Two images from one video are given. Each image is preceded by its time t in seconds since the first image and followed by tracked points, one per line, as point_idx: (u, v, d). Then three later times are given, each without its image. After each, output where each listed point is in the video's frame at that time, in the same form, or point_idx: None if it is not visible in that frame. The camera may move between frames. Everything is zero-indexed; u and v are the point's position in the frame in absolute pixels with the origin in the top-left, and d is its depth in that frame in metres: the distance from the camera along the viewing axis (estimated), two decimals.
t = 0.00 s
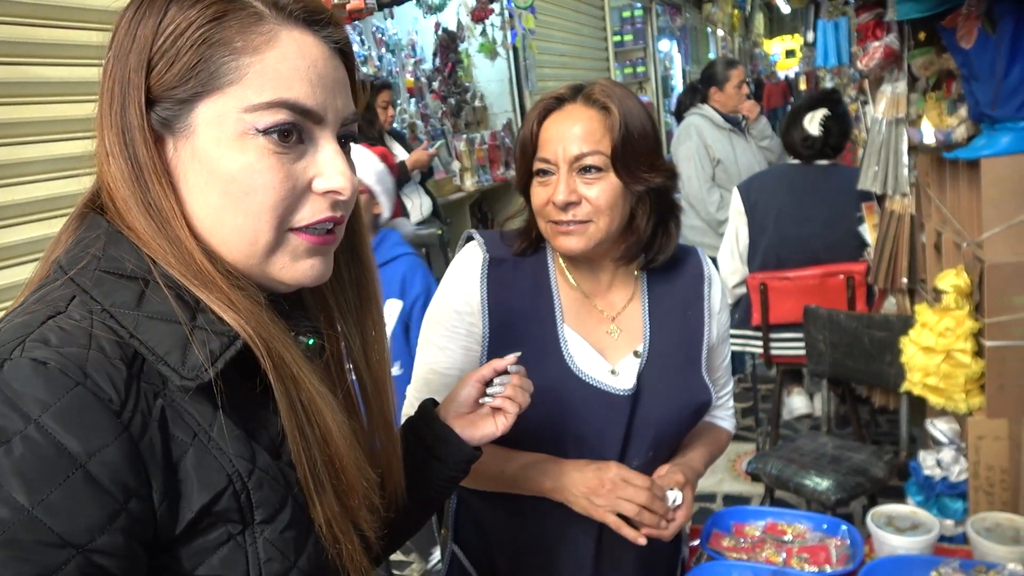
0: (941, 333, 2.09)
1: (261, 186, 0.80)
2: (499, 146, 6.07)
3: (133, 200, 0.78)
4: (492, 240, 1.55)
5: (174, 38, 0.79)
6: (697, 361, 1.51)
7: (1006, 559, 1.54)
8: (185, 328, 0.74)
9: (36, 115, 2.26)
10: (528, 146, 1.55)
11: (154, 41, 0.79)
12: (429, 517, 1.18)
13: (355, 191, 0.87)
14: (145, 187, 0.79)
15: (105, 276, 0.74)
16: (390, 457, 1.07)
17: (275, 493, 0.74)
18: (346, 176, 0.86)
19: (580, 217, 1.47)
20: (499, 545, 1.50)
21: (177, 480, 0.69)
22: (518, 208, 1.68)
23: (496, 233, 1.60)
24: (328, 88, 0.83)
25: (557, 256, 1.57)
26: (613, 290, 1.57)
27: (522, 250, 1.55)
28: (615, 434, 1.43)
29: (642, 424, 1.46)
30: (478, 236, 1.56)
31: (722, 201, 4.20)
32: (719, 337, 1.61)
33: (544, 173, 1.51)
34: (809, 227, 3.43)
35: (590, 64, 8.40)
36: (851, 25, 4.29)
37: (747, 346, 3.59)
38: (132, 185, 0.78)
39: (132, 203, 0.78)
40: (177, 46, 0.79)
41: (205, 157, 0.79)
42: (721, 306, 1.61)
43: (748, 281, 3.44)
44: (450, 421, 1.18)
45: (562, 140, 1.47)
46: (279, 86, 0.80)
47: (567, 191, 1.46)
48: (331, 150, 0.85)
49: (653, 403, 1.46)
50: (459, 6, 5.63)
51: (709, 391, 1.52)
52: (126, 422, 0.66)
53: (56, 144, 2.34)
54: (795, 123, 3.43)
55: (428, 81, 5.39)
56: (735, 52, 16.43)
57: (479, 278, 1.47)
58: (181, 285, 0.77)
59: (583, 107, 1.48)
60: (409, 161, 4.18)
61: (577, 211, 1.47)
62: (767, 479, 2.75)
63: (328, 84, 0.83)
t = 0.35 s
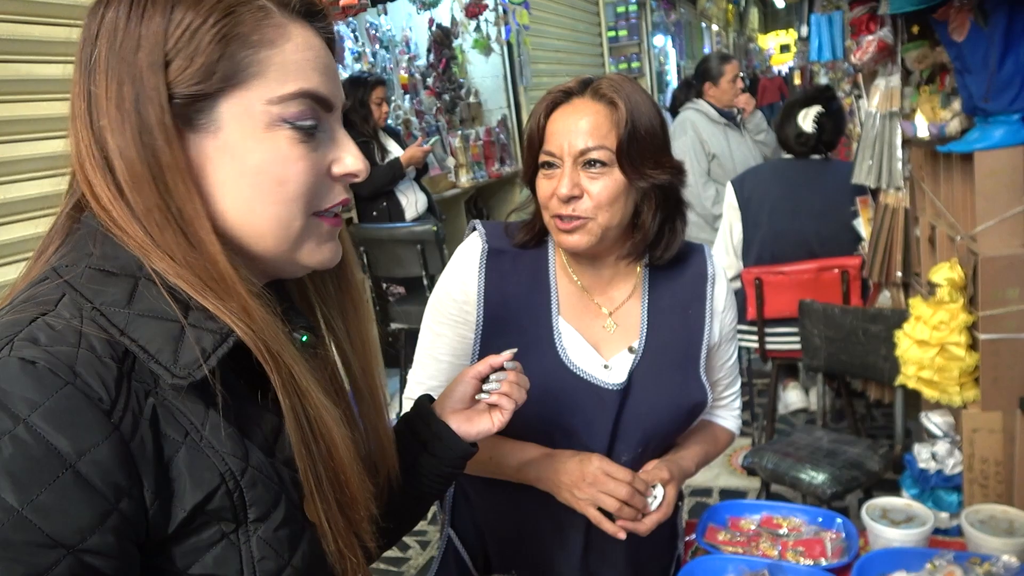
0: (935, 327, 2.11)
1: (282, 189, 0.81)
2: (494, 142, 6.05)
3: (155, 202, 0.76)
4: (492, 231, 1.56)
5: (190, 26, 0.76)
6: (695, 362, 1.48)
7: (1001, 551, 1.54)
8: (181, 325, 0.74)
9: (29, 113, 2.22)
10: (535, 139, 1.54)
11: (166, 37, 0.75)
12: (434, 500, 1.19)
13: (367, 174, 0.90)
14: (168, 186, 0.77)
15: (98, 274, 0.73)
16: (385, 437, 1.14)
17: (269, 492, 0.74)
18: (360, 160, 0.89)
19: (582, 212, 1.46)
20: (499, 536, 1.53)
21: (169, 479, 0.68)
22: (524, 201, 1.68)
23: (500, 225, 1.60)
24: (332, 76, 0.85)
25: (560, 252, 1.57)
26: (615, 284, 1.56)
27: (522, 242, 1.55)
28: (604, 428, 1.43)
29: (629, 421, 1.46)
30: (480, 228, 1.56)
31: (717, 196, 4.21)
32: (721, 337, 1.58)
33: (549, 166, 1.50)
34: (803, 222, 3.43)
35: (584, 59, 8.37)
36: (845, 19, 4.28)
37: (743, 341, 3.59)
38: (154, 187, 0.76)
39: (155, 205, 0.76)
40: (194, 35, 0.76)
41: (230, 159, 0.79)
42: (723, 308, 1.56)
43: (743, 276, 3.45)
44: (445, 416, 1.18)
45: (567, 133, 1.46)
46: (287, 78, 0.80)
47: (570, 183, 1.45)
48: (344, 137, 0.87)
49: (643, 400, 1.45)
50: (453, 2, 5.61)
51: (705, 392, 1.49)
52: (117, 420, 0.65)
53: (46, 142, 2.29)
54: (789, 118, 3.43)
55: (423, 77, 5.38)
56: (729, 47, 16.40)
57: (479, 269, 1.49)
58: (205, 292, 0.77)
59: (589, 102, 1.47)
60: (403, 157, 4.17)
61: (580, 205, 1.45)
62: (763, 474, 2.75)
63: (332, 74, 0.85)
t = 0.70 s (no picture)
0: (935, 323, 2.11)
1: (313, 159, 0.88)
2: (493, 139, 6.04)
3: (216, 188, 0.77)
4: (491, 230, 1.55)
5: (220, 9, 0.77)
6: (698, 347, 1.51)
7: (1001, 547, 1.55)
8: (182, 321, 0.74)
9: None
10: (529, 153, 1.51)
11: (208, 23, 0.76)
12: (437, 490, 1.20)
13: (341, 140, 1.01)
14: (227, 169, 0.77)
15: (100, 269, 0.74)
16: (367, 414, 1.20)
17: (276, 488, 0.75)
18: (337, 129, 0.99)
19: (592, 225, 1.47)
20: (500, 534, 1.50)
21: (177, 476, 0.68)
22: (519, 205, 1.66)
23: (497, 225, 1.59)
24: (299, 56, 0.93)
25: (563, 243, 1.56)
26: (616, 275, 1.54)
27: (526, 242, 1.54)
28: (622, 413, 1.43)
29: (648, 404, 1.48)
30: (479, 228, 1.55)
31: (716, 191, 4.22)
32: (716, 319, 1.60)
33: (550, 182, 1.48)
34: (802, 218, 3.43)
35: (583, 56, 8.36)
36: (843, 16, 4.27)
37: (742, 337, 3.59)
38: (215, 173, 0.76)
39: (213, 190, 0.77)
40: (225, 18, 0.78)
41: (268, 135, 0.84)
42: (717, 294, 1.59)
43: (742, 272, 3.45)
44: (450, 410, 1.19)
45: (564, 149, 1.44)
46: (288, 56, 0.87)
47: (577, 200, 1.44)
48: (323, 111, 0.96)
49: (660, 382, 1.48)
50: None
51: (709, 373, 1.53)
52: (125, 418, 0.65)
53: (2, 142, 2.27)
54: (789, 115, 3.43)
55: (422, 73, 5.37)
56: (728, 43, 16.40)
57: (485, 265, 1.48)
58: (252, 271, 0.80)
59: (582, 113, 1.44)
60: (403, 153, 4.17)
61: (589, 218, 1.47)
62: (762, 470, 2.75)
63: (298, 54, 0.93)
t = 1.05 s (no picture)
0: (935, 322, 2.11)
1: (281, 126, 0.87)
2: (493, 136, 6.03)
3: (177, 173, 0.76)
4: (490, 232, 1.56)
5: None
6: (697, 337, 1.53)
7: (1000, 545, 1.55)
8: (187, 311, 0.74)
9: None
10: (522, 160, 1.50)
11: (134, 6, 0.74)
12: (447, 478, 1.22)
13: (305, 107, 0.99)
14: (182, 154, 0.76)
15: (108, 264, 0.74)
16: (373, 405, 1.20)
17: (281, 481, 0.75)
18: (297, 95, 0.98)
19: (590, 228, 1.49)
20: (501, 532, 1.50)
21: (184, 468, 0.69)
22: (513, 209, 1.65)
23: (496, 228, 1.59)
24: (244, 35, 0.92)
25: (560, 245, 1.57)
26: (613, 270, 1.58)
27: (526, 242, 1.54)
28: (629, 403, 1.43)
29: (654, 394, 1.49)
30: (478, 228, 1.55)
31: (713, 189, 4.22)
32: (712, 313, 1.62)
33: (548, 188, 1.49)
34: (802, 217, 3.44)
35: (583, 53, 8.36)
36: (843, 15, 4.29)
37: (741, 335, 3.60)
38: (171, 158, 0.75)
39: (173, 174, 0.76)
40: None
41: (229, 105, 0.83)
42: (711, 284, 1.61)
43: (742, 270, 3.45)
44: (455, 398, 1.17)
45: (562, 157, 1.44)
46: (225, 24, 0.87)
47: (575, 205, 1.46)
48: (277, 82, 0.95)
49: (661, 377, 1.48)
50: None
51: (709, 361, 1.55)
52: (131, 411, 0.66)
53: None
54: (789, 114, 3.42)
55: (422, 70, 5.37)
56: (727, 42, 16.41)
57: (490, 260, 1.49)
58: (226, 248, 0.80)
59: (578, 118, 1.45)
60: (403, 149, 4.17)
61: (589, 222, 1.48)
62: (761, 468, 2.75)
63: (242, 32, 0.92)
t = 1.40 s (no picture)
0: (936, 321, 2.11)
1: (319, 168, 0.88)
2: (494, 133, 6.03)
3: (221, 168, 0.76)
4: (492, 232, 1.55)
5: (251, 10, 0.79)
6: (698, 327, 1.54)
7: (1001, 543, 1.56)
8: (171, 311, 0.73)
9: None
10: (519, 174, 1.48)
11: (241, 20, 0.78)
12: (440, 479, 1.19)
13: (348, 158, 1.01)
14: (231, 154, 0.76)
15: (95, 262, 0.73)
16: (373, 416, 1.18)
17: (267, 478, 0.75)
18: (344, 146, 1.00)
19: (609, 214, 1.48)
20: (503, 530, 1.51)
21: (168, 465, 0.69)
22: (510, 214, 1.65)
23: (495, 228, 1.58)
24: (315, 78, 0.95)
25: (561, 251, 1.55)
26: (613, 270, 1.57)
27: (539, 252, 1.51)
28: (635, 400, 1.44)
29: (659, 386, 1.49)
30: (479, 229, 1.55)
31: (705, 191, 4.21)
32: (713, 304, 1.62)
33: (555, 191, 1.47)
34: (803, 215, 3.44)
35: (584, 51, 8.35)
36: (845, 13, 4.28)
37: (741, 333, 3.60)
38: (219, 154, 0.75)
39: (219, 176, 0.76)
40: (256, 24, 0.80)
41: (279, 130, 0.84)
42: (711, 276, 1.60)
43: (742, 268, 3.45)
44: (445, 401, 1.18)
45: (563, 154, 1.44)
46: (305, 70, 0.89)
47: (591, 195, 1.45)
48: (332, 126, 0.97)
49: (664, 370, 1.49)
50: None
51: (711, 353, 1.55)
52: (114, 409, 0.65)
53: (18, 131, 2.18)
54: (791, 113, 3.42)
55: (423, 67, 5.37)
56: (728, 39, 16.41)
57: (491, 260, 1.49)
58: (243, 254, 0.78)
59: (564, 114, 1.47)
60: (404, 146, 4.17)
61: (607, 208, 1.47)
62: (761, 466, 2.76)
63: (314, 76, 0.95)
